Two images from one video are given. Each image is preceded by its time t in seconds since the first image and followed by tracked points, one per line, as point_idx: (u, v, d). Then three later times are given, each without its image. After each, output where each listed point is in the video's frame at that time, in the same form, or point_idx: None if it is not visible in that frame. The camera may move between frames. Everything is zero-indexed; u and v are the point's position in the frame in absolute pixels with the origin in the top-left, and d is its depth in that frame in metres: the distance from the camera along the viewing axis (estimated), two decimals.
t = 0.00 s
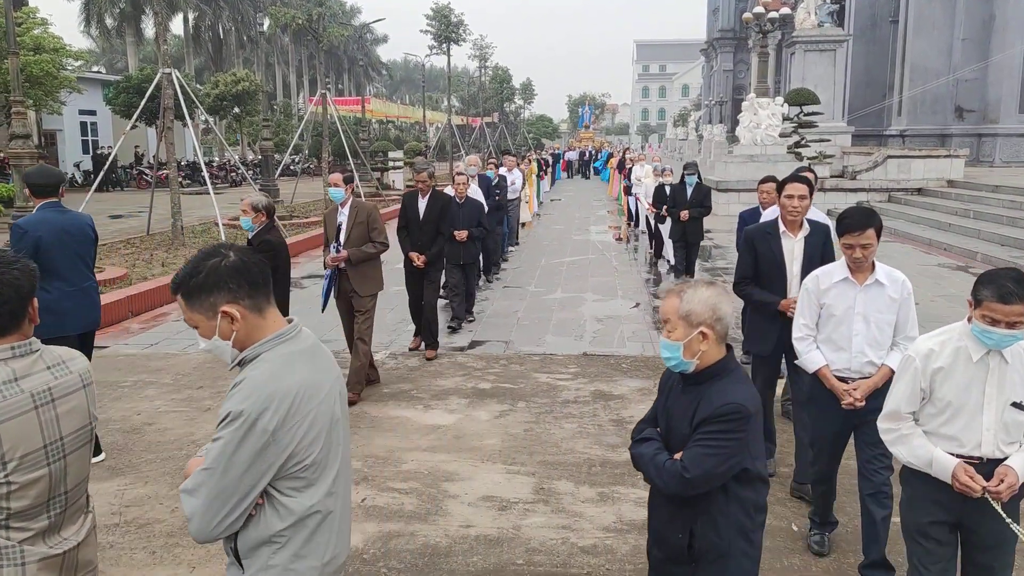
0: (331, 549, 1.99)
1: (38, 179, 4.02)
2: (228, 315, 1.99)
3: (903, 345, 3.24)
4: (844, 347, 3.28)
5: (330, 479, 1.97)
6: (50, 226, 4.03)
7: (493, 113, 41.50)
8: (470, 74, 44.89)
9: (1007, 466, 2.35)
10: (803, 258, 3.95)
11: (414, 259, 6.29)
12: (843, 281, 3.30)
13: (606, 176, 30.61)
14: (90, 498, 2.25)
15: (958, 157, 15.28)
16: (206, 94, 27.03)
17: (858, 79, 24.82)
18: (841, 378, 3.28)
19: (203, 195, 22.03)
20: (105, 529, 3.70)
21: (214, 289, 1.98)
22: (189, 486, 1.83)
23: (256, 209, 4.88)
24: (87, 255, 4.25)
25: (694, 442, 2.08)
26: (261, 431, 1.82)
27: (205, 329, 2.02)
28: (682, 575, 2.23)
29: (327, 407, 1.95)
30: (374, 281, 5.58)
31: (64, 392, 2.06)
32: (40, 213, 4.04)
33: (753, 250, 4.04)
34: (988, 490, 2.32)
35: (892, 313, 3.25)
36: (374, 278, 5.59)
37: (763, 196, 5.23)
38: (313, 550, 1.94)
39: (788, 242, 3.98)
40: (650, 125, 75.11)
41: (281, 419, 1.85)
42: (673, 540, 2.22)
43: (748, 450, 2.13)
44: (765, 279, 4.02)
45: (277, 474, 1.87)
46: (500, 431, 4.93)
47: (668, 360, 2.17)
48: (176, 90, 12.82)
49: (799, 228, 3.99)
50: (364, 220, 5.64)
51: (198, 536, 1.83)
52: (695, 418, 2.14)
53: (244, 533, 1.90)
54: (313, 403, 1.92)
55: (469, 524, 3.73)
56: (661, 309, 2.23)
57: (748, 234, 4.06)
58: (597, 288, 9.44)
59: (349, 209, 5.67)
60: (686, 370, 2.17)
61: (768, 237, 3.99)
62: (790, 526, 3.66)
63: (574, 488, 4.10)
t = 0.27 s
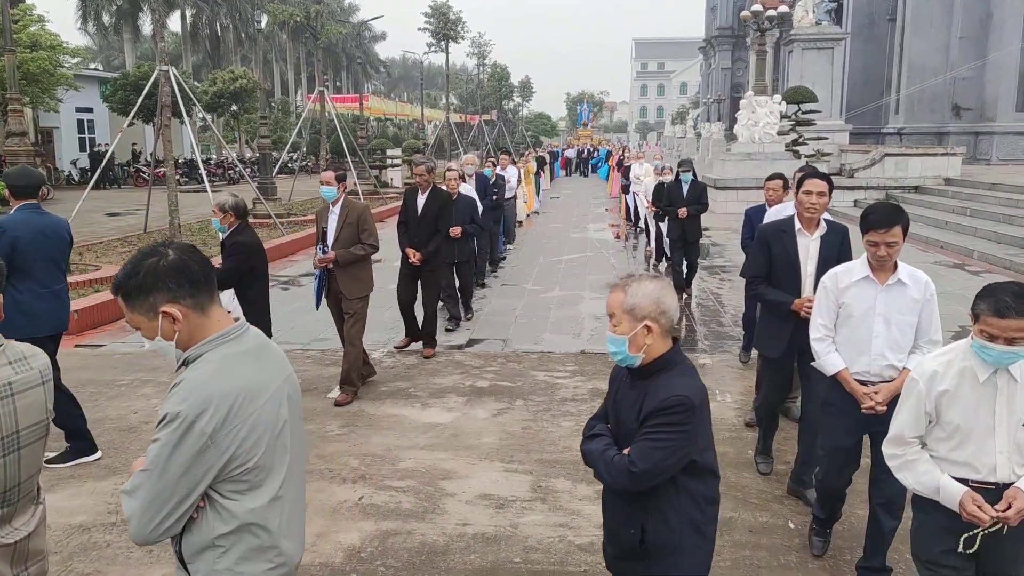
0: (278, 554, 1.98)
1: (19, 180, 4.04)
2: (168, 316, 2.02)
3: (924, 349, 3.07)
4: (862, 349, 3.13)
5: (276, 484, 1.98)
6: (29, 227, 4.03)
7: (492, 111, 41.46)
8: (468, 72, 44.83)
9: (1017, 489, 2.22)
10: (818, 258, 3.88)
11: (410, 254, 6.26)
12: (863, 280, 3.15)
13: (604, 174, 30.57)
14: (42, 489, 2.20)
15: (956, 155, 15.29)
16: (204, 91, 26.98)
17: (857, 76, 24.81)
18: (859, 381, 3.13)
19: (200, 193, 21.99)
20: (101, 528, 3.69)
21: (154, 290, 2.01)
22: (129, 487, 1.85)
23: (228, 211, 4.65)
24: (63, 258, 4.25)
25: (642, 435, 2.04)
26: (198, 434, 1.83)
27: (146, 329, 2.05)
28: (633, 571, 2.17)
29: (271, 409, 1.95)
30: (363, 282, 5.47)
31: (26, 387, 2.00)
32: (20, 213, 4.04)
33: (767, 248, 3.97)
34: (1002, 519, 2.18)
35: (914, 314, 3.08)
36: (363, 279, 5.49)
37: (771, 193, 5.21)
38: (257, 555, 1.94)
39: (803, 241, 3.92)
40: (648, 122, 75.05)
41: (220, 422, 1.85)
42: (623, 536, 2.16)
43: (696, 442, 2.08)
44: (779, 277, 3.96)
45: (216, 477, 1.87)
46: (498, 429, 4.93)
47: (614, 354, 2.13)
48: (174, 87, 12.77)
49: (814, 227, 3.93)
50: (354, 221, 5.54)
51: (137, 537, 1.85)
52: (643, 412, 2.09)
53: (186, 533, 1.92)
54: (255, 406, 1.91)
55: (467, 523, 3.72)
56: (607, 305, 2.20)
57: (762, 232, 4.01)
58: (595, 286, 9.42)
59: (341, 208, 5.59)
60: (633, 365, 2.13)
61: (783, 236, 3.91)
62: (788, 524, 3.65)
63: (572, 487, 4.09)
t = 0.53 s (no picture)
0: (225, 549, 2.00)
1: None
2: (125, 307, 2.04)
3: (930, 356, 2.99)
4: (868, 356, 3.04)
5: (224, 478, 1.99)
6: None
7: (484, 110, 41.43)
8: (460, 71, 44.78)
9: None
10: (822, 261, 3.64)
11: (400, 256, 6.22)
12: (868, 285, 3.05)
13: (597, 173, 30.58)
14: None
15: (946, 153, 15.36)
16: (194, 90, 26.85)
17: (847, 75, 24.92)
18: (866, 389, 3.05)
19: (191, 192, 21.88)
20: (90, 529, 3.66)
21: (114, 281, 2.03)
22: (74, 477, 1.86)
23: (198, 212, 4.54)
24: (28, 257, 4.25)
25: (589, 449, 2.00)
26: (142, 426, 1.84)
27: (102, 318, 2.06)
28: None
29: (218, 404, 1.97)
30: (348, 285, 5.35)
31: None
32: None
33: (770, 249, 3.74)
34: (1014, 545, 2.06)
35: (921, 320, 2.99)
36: (347, 281, 5.36)
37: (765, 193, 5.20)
38: (202, 549, 1.96)
39: (806, 243, 3.67)
40: (640, 121, 75.19)
41: (165, 415, 1.87)
42: (571, 548, 2.14)
43: (646, 456, 2.03)
44: (781, 280, 3.71)
45: (161, 471, 1.88)
46: (490, 428, 4.92)
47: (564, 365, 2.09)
48: (164, 85, 12.69)
49: (819, 228, 3.67)
50: (337, 221, 5.38)
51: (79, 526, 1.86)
52: (592, 424, 2.04)
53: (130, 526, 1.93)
54: (202, 400, 1.93)
55: (459, 522, 3.71)
56: (560, 312, 2.15)
57: (764, 233, 3.76)
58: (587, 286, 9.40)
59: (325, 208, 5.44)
60: (586, 374, 2.09)
61: (786, 237, 3.67)
62: (780, 523, 3.65)
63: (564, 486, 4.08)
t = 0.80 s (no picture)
0: (167, 540, 2.05)
1: None
2: (99, 297, 2.09)
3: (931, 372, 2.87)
4: (868, 375, 2.91)
5: (171, 471, 2.05)
6: None
7: (471, 110, 41.43)
8: (447, 71, 44.75)
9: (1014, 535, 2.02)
10: (821, 270, 3.54)
11: (386, 264, 6.05)
12: (863, 299, 2.93)
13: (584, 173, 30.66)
14: None
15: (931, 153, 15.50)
16: (181, 90, 26.70)
17: (832, 76, 25.09)
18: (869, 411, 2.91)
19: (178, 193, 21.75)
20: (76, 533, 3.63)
21: (93, 270, 2.09)
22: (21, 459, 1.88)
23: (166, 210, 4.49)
24: None
25: (531, 461, 1.99)
26: (96, 413, 1.89)
27: (73, 305, 2.10)
28: None
29: (172, 399, 2.04)
30: (327, 291, 5.23)
31: None
32: None
33: (765, 259, 3.61)
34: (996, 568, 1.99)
35: (920, 333, 2.88)
36: (325, 288, 5.23)
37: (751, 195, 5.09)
38: (145, 539, 1.99)
39: (803, 251, 3.56)
40: (627, 121, 75.38)
41: (118, 404, 1.92)
42: (514, 555, 2.14)
43: (592, 466, 2.02)
44: (779, 290, 3.59)
45: (110, 460, 1.93)
46: (480, 428, 4.92)
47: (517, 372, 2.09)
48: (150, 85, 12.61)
49: (815, 236, 3.58)
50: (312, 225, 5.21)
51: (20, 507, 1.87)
52: (538, 435, 2.03)
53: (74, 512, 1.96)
54: (155, 393, 2.00)
55: (450, 522, 3.72)
56: (514, 315, 2.15)
57: (759, 240, 3.63)
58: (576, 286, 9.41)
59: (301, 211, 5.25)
60: (537, 380, 2.08)
61: (782, 246, 3.56)
62: (768, 522, 3.68)
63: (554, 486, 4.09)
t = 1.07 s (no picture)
0: (128, 529, 2.08)
1: None
2: (68, 290, 2.13)
3: (936, 381, 2.76)
4: (871, 385, 2.79)
5: (133, 462, 2.07)
6: None
7: (466, 111, 41.43)
8: (442, 72, 44.78)
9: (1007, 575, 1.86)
10: (822, 274, 3.47)
11: (370, 263, 5.95)
12: (861, 307, 2.82)
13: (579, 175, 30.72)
14: None
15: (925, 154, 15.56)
16: (175, 91, 26.65)
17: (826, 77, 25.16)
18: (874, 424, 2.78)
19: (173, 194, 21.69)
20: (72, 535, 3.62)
21: (64, 263, 2.13)
22: None
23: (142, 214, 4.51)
24: None
25: (487, 467, 1.96)
26: (57, 402, 1.92)
27: (43, 298, 2.14)
28: None
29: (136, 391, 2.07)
30: (304, 294, 5.12)
31: None
32: None
33: (764, 265, 3.55)
34: None
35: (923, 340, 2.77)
36: (302, 291, 5.13)
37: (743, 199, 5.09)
38: (106, 528, 2.01)
39: (803, 255, 3.49)
40: (622, 122, 75.50)
41: (80, 393, 1.95)
42: (478, 561, 2.13)
43: (551, 471, 2.00)
44: (780, 298, 3.53)
45: (72, 449, 1.95)
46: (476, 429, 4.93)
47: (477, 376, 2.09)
48: (144, 86, 12.57)
49: (815, 238, 3.52)
50: (286, 228, 5.14)
51: None
52: (496, 441, 2.00)
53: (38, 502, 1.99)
54: (118, 384, 2.03)
55: (447, 523, 3.73)
56: (472, 318, 2.14)
57: (756, 248, 3.58)
58: (572, 287, 9.42)
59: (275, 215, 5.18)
60: (495, 383, 2.08)
61: (780, 250, 3.50)
62: (764, 523, 3.69)
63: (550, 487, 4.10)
